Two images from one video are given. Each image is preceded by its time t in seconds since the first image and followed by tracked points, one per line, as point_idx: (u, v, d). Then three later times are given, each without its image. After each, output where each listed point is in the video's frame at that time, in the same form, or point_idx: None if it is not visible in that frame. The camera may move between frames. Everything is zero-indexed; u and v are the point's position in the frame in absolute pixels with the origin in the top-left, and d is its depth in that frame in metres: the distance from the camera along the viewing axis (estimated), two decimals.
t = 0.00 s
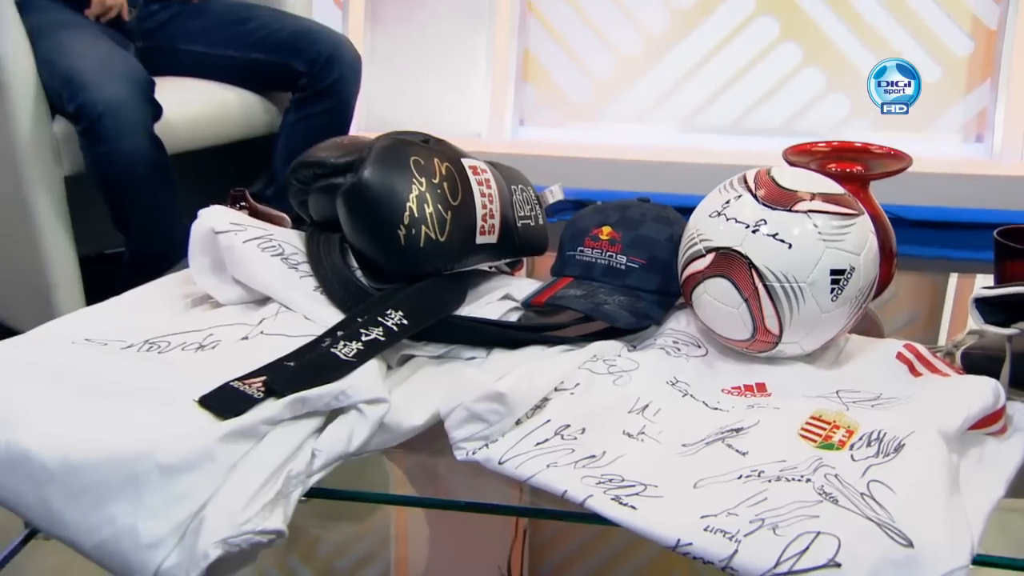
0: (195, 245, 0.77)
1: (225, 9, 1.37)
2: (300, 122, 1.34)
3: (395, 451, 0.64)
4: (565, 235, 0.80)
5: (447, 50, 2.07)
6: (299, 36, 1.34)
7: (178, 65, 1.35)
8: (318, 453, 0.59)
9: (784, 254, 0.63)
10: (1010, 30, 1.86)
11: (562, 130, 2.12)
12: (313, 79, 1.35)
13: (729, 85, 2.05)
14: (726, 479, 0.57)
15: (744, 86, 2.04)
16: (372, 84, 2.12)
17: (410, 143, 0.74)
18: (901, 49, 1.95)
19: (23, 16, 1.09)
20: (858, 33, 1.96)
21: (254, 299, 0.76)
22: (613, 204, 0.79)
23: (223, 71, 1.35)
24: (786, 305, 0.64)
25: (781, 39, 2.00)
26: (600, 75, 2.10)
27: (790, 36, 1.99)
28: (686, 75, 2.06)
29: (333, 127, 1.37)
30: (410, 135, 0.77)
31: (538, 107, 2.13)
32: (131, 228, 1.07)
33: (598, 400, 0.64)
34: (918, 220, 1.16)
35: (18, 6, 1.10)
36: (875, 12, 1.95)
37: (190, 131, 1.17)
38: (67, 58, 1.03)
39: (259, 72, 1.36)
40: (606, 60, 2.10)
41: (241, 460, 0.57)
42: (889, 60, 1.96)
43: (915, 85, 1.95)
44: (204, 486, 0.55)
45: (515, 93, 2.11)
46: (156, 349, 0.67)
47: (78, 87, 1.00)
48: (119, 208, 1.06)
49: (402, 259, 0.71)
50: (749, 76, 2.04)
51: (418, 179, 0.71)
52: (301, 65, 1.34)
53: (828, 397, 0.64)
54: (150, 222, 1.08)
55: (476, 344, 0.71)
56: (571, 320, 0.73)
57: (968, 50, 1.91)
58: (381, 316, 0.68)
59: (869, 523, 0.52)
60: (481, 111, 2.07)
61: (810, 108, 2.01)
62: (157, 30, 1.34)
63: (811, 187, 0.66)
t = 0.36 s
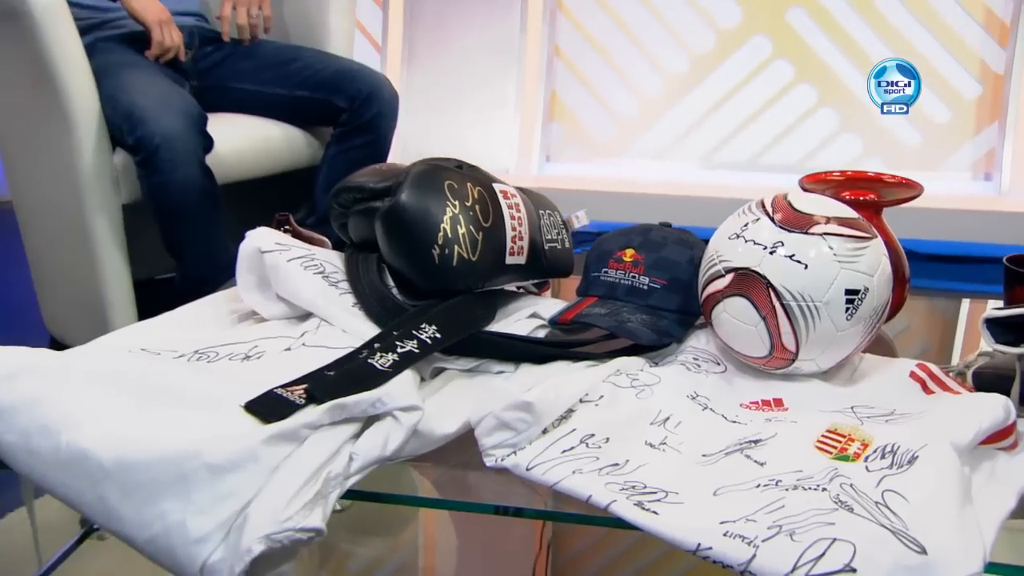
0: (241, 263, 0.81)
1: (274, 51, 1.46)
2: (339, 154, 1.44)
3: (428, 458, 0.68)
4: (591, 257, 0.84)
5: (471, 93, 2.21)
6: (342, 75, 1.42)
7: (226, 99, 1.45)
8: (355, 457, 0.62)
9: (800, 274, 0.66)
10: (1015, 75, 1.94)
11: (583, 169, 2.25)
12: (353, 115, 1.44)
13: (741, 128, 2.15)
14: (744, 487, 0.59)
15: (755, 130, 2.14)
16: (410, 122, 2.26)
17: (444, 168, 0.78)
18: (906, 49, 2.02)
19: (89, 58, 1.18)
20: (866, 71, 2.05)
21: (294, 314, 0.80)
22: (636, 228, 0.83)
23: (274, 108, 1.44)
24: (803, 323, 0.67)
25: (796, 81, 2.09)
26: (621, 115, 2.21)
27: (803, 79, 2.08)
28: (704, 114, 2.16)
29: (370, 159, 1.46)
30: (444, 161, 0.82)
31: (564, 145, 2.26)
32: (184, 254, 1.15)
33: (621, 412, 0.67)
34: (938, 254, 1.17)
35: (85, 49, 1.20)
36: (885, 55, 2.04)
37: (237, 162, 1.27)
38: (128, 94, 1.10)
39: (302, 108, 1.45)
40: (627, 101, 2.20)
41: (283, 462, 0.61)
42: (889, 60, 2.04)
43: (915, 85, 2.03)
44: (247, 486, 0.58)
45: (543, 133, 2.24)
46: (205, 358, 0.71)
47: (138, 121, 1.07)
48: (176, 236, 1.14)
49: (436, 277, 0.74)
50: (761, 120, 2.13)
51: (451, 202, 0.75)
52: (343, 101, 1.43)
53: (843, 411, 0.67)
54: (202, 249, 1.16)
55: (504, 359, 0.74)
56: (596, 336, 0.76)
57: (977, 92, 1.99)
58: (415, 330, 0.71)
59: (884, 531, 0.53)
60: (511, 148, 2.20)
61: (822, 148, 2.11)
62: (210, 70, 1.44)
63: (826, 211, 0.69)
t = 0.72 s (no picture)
0: (288, 280, 0.85)
1: (319, 88, 1.65)
2: (380, 182, 1.61)
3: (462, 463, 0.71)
4: (617, 277, 0.87)
5: (504, 125, 2.41)
6: (383, 109, 1.60)
7: (275, 132, 1.65)
8: (393, 459, 0.65)
9: (819, 291, 0.69)
10: None
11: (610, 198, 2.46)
12: (393, 145, 1.61)
13: (756, 166, 2.34)
14: (766, 495, 0.62)
15: (784, 157, 2.31)
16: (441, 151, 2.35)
17: (479, 191, 0.82)
18: (902, 51, 2.20)
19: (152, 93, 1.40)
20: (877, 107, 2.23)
21: (335, 328, 0.84)
22: (661, 250, 0.87)
23: (319, 139, 1.64)
24: (822, 339, 0.70)
25: (812, 119, 2.27)
26: (647, 149, 2.41)
27: (820, 117, 2.27)
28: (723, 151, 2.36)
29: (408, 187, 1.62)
30: (479, 185, 0.86)
31: (590, 178, 2.47)
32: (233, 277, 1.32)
33: (646, 422, 0.70)
34: (949, 283, 1.16)
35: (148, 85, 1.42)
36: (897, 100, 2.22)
37: (283, 185, 1.44)
38: (185, 128, 1.30)
39: (345, 140, 1.63)
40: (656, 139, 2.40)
41: (325, 463, 0.64)
42: (889, 60, 2.21)
43: (914, 85, 2.21)
44: (293, 485, 0.62)
45: (570, 166, 2.46)
46: (253, 366, 0.75)
47: (194, 150, 1.27)
48: (225, 257, 1.31)
49: (470, 292, 0.78)
50: (777, 157, 2.32)
51: (486, 222, 0.79)
52: (383, 133, 1.60)
53: (861, 425, 0.70)
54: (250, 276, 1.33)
55: (535, 371, 0.77)
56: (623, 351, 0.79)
57: (986, 131, 2.17)
58: (449, 342, 0.75)
59: (903, 537, 0.55)
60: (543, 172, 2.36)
61: (837, 182, 2.28)
62: (261, 104, 1.65)
63: (844, 232, 0.72)
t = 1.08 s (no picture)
0: (328, 296, 0.89)
1: (359, 120, 1.72)
2: (416, 207, 1.67)
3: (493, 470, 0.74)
4: (640, 295, 0.91)
5: (527, 152, 2.46)
6: (417, 141, 1.66)
7: (317, 163, 1.72)
8: (427, 463, 0.68)
9: (835, 308, 0.72)
10: None
11: (633, 228, 2.49)
12: (427, 174, 1.66)
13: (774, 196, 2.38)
14: (786, 502, 0.64)
15: (794, 193, 2.36)
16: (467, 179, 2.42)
17: (509, 212, 0.86)
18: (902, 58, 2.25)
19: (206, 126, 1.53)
20: (891, 143, 2.28)
21: (372, 341, 0.87)
22: (683, 270, 0.91)
23: (356, 168, 1.71)
24: (839, 354, 0.73)
25: (826, 154, 2.32)
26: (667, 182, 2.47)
27: (833, 153, 2.32)
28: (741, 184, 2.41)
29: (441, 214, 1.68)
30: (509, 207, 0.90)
31: (613, 208, 2.52)
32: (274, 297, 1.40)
33: (669, 432, 0.73)
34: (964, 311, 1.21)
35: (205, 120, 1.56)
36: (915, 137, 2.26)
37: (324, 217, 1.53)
38: (235, 156, 1.41)
39: (381, 170, 1.69)
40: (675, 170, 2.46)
41: (363, 466, 0.67)
42: (889, 63, 2.26)
43: (915, 83, 2.24)
44: (332, 485, 0.65)
45: (594, 196, 2.50)
46: (296, 375, 0.79)
47: (242, 178, 1.37)
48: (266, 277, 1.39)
49: (500, 307, 0.82)
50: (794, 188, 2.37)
51: (516, 241, 0.83)
52: (418, 163, 1.66)
53: (878, 437, 0.72)
54: (289, 294, 1.41)
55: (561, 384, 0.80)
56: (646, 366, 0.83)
57: (996, 164, 2.21)
58: (480, 354, 0.79)
59: (920, 543, 0.58)
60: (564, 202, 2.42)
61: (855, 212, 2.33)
62: (304, 137, 1.72)
63: (859, 253, 0.75)
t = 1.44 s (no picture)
0: (364, 309, 0.93)
1: (393, 147, 1.78)
2: (445, 231, 1.71)
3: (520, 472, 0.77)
4: (660, 309, 0.95)
5: (551, 177, 2.52)
6: (449, 167, 1.71)
7: (353, 188, 1.77)
8: (459, 464, 0.71)
9: (848, 321, 0.76)
10: None
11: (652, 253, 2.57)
12: (457, 199, 1.71)
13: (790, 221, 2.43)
14: (803, 504, 0.67)
15: (807, 221, 2.42)
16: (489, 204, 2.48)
17: (537, 230, 0.91)
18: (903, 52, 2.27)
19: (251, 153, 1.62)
20: (903, 174, 2.32)
21: (405, 351, 0.91)
22: (701, 285, 0.95)
23: (390, 194, 1.75)
24: (852, 365, 0.76)
25: (837, 183, 2.37)
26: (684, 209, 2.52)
27: (845, 181, 2.36)
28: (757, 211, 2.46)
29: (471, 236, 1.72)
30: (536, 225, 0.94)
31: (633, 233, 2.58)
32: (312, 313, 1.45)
33: (689, 438, 0.76)
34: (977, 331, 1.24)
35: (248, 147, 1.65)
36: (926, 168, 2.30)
37: (360, 239, 1.59)
38: (278, 180, 1.49)
39: (414, 196, 1.74)
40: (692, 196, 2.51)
41: (398, 465, 0.70)
42: (889, 60, 2.28)
43: (915, 85, 2.27)
44: (369, 482, 0.68)
45: (614, 223, 2.57)
46: (334, 381, 0.83)
47: (285, 201, 1.44)
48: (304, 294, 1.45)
49: (527, 319, 0.86)
50: (809, 214, 2.41)
51: (542, 257, 0.87)
52: (448, 188, 1.71)
53: (890, 446, 0.75)
54: (326, 309, 1.46)
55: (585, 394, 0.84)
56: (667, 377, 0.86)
57: (1003, 195, 2.25)
58: (507, 362, 0.82)
59: (932, 545, 0.61)
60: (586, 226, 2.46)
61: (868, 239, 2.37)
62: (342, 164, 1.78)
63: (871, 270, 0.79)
